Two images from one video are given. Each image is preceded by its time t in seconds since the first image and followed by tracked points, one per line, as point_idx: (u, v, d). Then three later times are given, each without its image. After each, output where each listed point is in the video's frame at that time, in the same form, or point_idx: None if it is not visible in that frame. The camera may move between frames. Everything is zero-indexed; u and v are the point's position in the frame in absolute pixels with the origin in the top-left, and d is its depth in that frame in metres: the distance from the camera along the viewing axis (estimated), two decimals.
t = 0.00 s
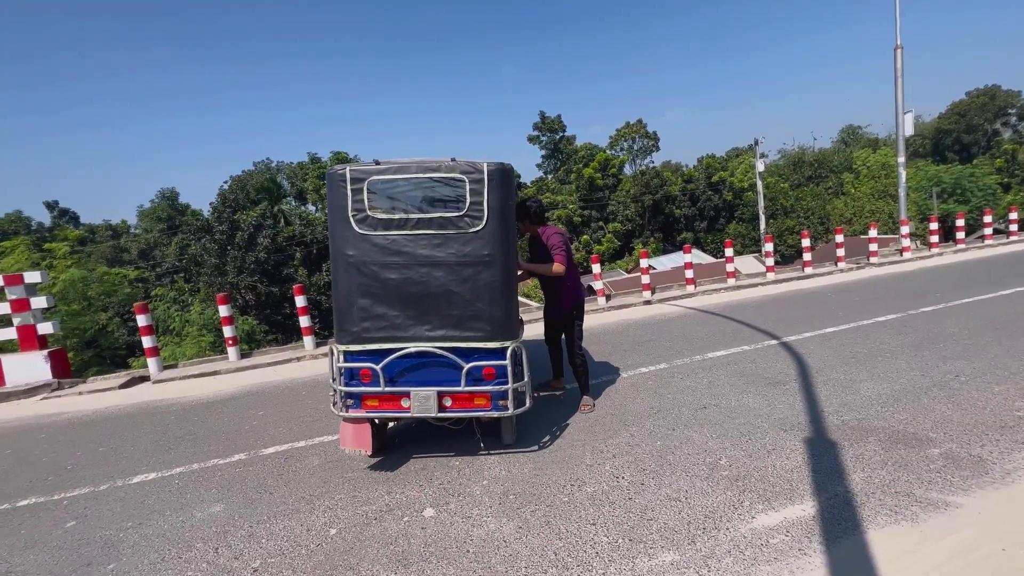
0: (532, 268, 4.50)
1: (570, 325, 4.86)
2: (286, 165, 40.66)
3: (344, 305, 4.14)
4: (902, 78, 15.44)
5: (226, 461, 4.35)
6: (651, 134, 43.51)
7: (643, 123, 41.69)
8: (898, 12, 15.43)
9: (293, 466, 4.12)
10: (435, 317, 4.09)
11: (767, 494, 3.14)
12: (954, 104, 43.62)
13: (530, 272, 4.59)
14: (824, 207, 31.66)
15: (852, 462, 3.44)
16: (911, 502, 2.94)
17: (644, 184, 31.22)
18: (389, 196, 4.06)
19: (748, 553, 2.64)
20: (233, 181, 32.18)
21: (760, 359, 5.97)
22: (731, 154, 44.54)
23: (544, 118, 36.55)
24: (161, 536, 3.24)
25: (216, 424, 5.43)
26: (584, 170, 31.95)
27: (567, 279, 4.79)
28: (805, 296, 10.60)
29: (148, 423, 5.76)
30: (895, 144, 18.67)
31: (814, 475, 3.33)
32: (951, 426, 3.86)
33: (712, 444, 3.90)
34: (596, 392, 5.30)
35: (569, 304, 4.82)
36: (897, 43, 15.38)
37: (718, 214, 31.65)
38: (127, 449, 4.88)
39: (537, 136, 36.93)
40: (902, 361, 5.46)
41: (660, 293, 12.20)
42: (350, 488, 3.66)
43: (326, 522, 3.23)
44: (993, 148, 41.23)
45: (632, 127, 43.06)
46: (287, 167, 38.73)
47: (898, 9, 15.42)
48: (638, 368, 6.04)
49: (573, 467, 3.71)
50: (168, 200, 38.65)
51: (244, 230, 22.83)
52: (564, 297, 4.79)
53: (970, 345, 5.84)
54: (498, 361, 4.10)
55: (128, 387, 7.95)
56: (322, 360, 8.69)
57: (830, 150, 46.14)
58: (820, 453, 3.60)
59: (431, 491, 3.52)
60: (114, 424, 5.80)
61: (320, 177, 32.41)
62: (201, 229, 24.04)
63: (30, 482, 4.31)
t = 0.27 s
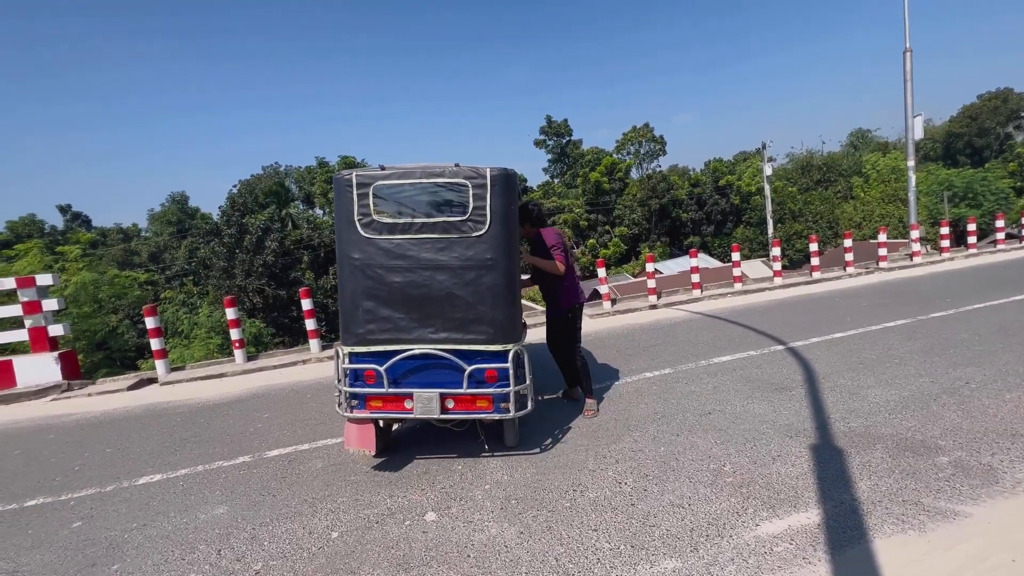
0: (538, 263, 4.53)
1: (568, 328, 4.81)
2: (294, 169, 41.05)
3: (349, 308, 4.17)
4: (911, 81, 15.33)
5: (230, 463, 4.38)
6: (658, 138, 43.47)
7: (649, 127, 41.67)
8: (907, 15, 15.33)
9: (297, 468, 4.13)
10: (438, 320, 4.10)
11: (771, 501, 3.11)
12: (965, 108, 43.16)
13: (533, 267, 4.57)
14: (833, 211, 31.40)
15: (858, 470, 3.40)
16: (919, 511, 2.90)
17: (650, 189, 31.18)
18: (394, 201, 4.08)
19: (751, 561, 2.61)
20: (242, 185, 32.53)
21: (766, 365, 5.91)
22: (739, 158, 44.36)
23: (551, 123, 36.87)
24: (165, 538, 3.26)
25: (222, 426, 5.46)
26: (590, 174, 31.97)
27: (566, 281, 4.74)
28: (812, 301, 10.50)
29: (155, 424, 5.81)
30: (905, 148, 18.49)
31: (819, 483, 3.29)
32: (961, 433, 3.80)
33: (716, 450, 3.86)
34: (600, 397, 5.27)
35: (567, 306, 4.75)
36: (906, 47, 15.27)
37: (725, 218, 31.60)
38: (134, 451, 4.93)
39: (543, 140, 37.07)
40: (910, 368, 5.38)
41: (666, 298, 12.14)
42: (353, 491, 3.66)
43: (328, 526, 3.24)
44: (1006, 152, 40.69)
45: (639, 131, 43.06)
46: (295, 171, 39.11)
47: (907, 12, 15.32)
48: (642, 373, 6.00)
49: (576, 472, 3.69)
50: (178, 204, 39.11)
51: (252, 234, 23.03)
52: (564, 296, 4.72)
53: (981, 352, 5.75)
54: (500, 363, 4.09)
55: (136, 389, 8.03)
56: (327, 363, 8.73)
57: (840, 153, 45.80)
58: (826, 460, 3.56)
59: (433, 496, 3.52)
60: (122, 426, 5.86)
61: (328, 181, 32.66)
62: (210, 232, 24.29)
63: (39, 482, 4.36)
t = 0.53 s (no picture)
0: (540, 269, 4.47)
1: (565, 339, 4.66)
2: (305, 173, 41.48)
3: (356, 310, 4.21)
4: (923, 87, 15.17)
5: (235, 464, 4.41)
6: (667, 143, 43.37)
7: (658, 132, 41.59)
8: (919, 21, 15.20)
9: (300, 470, 4.16)
10: (442, 322, 4.12)
11: (776, 510, 3.07)
12: (979, 113, 42.63)
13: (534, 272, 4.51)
14: (844, 217, 31.09)
15: (866, 480, 3.35)
16: (926, 523, 2.85)
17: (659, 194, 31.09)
18: (400, 206, 4.11)
19: (754, 571, 2.58)
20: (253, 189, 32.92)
21: (773, 372, 5.85)
22: (749, 164, 44.12)
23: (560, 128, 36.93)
24: (169, 538, 3.29)
25: (228, 427, 5.51)
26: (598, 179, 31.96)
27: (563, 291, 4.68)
28: (822, 307, 10.38)
29: (163, 424, 5.88)
30: (918, 154, 18.27)
31: (826, 492, 3.24)
32: (972, 444, 3.73)
33: (721, 457, 3.83)
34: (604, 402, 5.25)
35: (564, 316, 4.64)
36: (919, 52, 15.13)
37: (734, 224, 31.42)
38: (141, 451, 4.98)
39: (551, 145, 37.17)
40: (920, 377, 5.30)
41: (673, 303, 12.07)
42: (355, 494, 3.68)
43: (329, 528, 3.25)
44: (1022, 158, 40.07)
45: (647, 136, 42.99)
46: (305, 175, 39.51)
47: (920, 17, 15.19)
48: (647, 379, 5.96)
49: (578, 478, 3.67)
50: (190, 206, 39.67)
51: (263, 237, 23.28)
52: (565, 307, 4.64)
53: (993, 361, 5.65)
54: (502, 365, 4.08)
55: (145, 389, 8.13)
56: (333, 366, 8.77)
57: (851, 159, 45.40)
58: (833, 470, 3.52)
59: (435, 499, 3.52)
60: (131, 426, 5.93)
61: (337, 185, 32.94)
62: (221, 235, 24.58)
63: (48, 481, 4.42)
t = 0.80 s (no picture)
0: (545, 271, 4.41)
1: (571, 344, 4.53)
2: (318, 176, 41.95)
3: (365, 310, 4.25)
4: (940, 93, 14.94)
5: (241, 463, 4.45)
6: (679, 148, 43.18)
7: (670, 138, 41.41)
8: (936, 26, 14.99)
9: (305, 471, 4.18)
10: (447, 323, 4.13)
11: (782, 521, 3.02)
12: (1000, 119, 41.81)
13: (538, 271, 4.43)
14: (859, 225, 30.65)
15: (875, 491, 3.28)
16: (937, 537, 2.78)
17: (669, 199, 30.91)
18: (410, 210, 4.16)
19: None
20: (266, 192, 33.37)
21: (783, 380, 5.77)
22: (762, 170, 43.72)
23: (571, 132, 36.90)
24: (174, 535, 3.32)
25: (235, 427, 5.56)
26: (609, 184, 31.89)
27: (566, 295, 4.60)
28: (834, 315, 10.21)
29: (172, 423, 5.96)
30: (935, 160, 17.96)
31: (833, 504, 3.18)
32: (988, 457, 3.64)
33: (727, 466, 3.78)
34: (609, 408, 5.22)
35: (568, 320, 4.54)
36: (936, 58, 14.91)
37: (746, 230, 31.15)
38: (150, 448, 5.05)
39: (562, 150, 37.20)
40: (934, 388, 5.18)
41: (683, 310, 11.96)
42: (359, 495, 3.69)
43: (331, 528, 3.26)
44: None
45: (659, 142, 42.83)
46: (318, 178, 39.97)
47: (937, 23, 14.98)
48: (654, 386, 5.91)
49: (581, 484, 3.65)
50: (205, 209, 40.33)
51: (275, 239, 23.59)
52: (570, 309, 4.55)
53: (1011, 373, 5.51)
54: (505, 366, 4.10)
55: (157, 388, 8.25)
56: (341, 368, 8.83)
57: (867, 165, 44.76)
58: (840, 481, 3.46)
59: (437, 502, 3.52)
60: (141, 423, 6.01)
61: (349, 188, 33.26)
62: (235, 237, 24.94)
63: (59, 476, 4.50)
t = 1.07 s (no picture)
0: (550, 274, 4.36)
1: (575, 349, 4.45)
2: (331, 178, 42.41)
3: (375, 310, 4.29)
4: (961, 99, 14.65)
5: (248, 461, 4.50)
6: (692, 154, 42.91)
7: (683, 143, 41.20)
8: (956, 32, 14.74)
9: (310, 470, 4.21)
10: (454, 323, 4.14)
11: (789, 532, 2.97)
12: None
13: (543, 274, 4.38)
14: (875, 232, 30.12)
15: (885, 505, 3.21)
16: (948, 553, 2.71)
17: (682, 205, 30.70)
18: (419, 214, 4.19)
19: None
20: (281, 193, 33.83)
21: (793, 389, 5.67)
22: (777, 176, 43.26)
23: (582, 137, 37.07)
24: (181, 530, 3.37)
25: (244, 425, 5.63)
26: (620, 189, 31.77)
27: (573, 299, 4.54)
28: (849, 325, 10.02)
29: (183, 419, 6.05)
30: (954, 168, 17.59)
31: (841, 516, 3.12)
32: (1005, 473, 3.54)
33: (733, 475, 3.73)
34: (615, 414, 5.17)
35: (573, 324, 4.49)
36: (956, 64, 14.65)
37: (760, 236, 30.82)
38: (161, 444, 5.12)
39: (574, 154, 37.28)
40: (950, 400, 5.05)
41: (693, 316, 11.84)
42: (362, 495, 3.70)
43: (334, 528, 3.28)
44: None
45: (672, 147, 42.62)
46: (332, 181, 40.43)
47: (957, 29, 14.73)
48: (661, 392, 5.85)
49: (584, 490, 3.62)
50: (221, 209, 41.00)
51: (288, 240, 23.91)
52: (574, 310, 4.51)
53: None
54: (510, 367, 4.09)
55: (169, 385, 8.39)
56: (349, 368, 8.89)
57: (885, 172, 44.02)
58: (849, 493, 3.39)
59: (440, 504, 3.52)
60: (153, 420, 6.11)
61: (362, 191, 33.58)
62: (249, 238, 25.31)
63: (72, 470, 4.59)
